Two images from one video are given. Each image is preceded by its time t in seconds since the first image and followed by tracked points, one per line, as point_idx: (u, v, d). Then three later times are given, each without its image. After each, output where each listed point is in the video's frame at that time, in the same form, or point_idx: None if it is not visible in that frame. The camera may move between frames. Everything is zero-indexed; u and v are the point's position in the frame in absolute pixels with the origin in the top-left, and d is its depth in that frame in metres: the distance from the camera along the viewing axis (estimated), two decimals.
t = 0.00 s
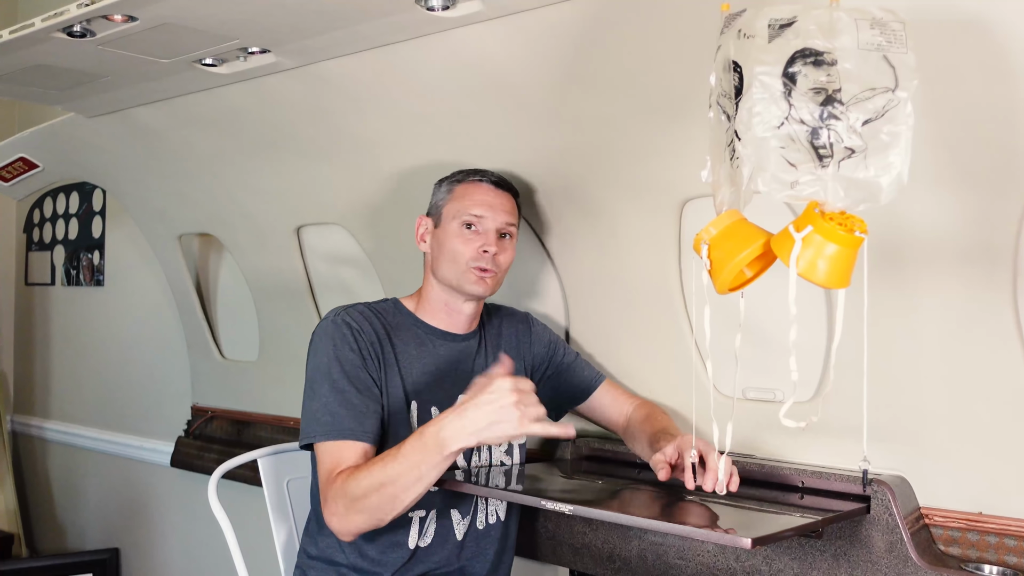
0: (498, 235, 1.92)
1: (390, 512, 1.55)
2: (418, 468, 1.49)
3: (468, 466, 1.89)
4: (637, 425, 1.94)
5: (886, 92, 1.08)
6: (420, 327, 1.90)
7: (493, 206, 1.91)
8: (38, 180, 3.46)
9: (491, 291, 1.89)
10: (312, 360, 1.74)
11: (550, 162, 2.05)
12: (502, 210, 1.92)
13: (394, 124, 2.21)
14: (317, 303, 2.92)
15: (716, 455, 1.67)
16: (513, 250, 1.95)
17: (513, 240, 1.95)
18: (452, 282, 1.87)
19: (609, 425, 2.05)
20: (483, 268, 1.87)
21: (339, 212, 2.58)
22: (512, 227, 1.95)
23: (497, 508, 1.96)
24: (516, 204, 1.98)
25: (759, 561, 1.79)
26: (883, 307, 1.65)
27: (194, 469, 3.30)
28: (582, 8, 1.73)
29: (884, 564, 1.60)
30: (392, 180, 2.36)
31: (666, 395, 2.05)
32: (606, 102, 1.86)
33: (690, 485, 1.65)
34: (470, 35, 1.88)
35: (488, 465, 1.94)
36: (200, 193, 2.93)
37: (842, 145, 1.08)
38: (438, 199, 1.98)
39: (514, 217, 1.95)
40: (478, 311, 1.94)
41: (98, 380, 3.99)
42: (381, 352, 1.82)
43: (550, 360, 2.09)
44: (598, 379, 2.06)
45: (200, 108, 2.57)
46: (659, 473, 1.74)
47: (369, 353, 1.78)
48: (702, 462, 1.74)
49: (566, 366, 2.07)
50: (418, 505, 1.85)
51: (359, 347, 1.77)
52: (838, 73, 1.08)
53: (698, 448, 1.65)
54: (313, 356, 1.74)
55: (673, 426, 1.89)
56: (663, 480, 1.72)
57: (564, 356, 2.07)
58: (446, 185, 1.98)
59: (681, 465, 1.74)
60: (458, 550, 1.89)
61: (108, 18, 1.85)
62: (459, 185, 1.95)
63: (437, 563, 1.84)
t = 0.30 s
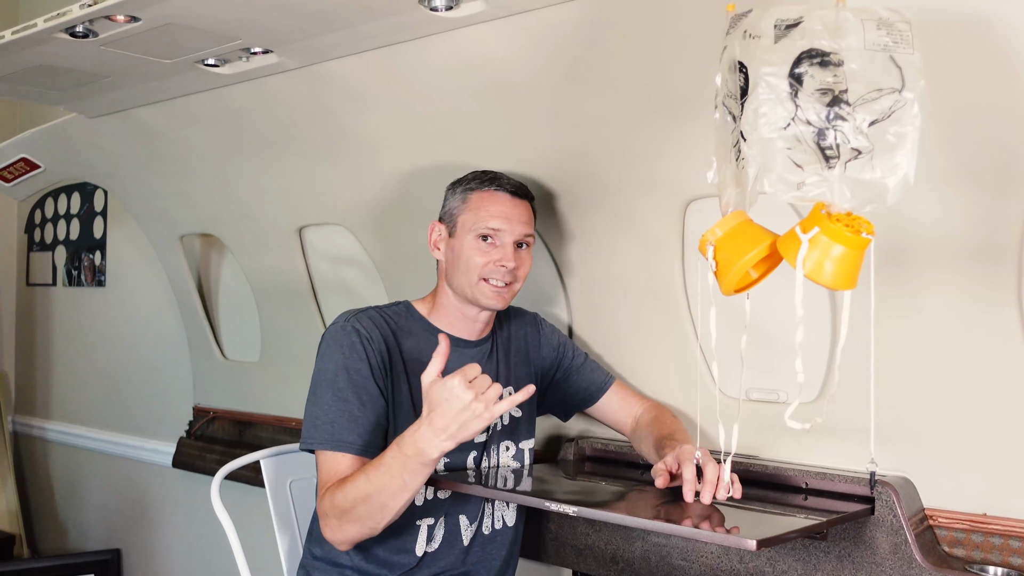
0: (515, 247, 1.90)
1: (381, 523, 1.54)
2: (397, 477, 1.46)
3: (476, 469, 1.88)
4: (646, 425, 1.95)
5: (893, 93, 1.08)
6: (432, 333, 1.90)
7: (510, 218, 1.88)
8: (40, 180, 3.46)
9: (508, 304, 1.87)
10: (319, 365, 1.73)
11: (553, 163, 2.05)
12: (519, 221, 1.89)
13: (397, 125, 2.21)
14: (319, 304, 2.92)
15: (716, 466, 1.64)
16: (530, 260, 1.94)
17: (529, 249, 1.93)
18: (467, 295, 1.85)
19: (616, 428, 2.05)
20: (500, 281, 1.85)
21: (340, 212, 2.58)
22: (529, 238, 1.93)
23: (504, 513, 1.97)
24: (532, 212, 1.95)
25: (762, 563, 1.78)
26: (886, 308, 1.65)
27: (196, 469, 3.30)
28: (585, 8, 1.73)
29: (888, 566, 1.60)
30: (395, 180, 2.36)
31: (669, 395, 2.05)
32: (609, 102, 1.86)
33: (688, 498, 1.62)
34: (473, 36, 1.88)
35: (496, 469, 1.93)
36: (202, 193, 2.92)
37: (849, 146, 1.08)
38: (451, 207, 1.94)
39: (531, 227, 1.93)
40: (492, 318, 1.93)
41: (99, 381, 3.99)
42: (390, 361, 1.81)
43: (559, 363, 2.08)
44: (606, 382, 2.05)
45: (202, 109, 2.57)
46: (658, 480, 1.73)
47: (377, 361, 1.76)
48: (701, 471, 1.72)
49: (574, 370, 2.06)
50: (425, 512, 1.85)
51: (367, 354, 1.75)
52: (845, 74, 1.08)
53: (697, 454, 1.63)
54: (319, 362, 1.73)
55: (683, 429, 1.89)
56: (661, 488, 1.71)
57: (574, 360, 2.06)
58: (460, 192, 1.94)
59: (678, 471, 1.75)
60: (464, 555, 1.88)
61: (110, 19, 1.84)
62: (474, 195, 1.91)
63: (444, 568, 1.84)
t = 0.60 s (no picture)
0: (515, 248, 1.89)
1: (395, 536, 1.58)
2: (436, 494, 1.54)
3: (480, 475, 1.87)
4: (648, 429, 1.95)
5: (890, 97, 1.07)
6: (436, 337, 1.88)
7: (509, 218, 1.88)
8: (40, 181, 3.46)
9: (509, 305, 1.87)
10: (325, 369, 1.72)
11: (553, 165, 2.05)
12: (518, 222, 1.88)
13: (397, 126, 2.21)
14: (319, 305, 2.92)
15: (713, 481, 1.61)
16: (532, 261, 1.93)
17: (531, 250, 1.92)
18: (467, 297, 1.85)
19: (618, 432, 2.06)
20: (501, 283, 1.85)
21: (340, 213, 2.58)
22: (531, 238, 1.92)
23: (504, 516, 1.96)
24: (533, 212, 1.94)
25: (760, 565, 1.78)
26: (884, 311, 1.65)
27: (195, 471, 3.30)
28: (585, 10, 1.73)
29: (886, 568, 1.60)
30: (395, 182, 2.36)
31: (669, 397, 2.05)
32: (608, 104, 1.86)
33: (688, 511, 1.57)
34: (473, 37, 1.88)
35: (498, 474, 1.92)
36: (201, 194, 2.92)
37: (847, 150, 1.08)
38: (452, 208, 1.94)
39: (532, 227, 1.92)
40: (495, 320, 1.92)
41: (99, 382, 3.99)
42: (396, 366, 1.79)
43: (562, 366, 2.07)
44: (609, 386, 2.06)
45: (202, 110, 2.57)
46: (652, 497, 1.65)
47: (384, 365, 1.76)
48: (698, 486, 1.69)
49: (577, 373, 2.06)
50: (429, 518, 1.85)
51: (374, 359, 1.75)
52: (843, 79, 1.08)
53: (699, 461, 1.61)
54: (326, 367, 1.73)
55: (683, 436, 1.89)
56: (656, 505, 1.63)
57: (577, 363, 2.06)
58: (461, 193, 1.93)
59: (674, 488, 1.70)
60: (463, 560, 1.88)
61: (110, 21, 1.84)
62: (473, 195, 1.91)
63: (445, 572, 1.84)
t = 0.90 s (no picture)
0: (521, 250, 1.89)
1: (398, 547, 1.63)
2: (442, 516, 1.58)
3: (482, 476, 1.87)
4: (648, 429, 1.95)
5: (887, 98, 1.07)
6: (441, 338, 1.88)
7: (516, 220, 1.87)
8: (39, 182, 3.46)
9: (514, 308, 1.87)
10: (329, 372, 1.73)
11: (554, 165, 2.05)
12: (524, 224, 1.88)
13: (397, 126, 2.21)
14: (318, 305, 2.92)
15: (710, 484, 1.61)
16: (537, 263, 1.93)
17: (536, 252, 1.92)
18: (473, 300, 1.84)
19: (618, 433, 2.06)
20: (506, 286, 1.85)
21: (340, 213, 2.58)
22: (536, 240, 1.92)
23: (503, 516, 1.96)
24: (540, 214, 1.94)
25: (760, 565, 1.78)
26: (884, 311, 1.65)
27: (195, 471, 3.30)
28: (584, 10, 1.73)
29: (885, 568, 1.60)
30: (394, 182, 2.36)
31: (668, 397, 2.05)
32: (608, 104, 1.86)
33: (685, 514, 1.56)
34: (472, 38, 1.88)
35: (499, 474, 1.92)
36: (201, 194, 2.92)
37: (844, 150, 1.08)
38: (458, 209, 1.94)
39: (538, 229, 1.91)
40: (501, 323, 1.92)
41: (99, 381, 3.98)
42: (401, 368, 1.79)
43: (565, 366, 2.07)
44: (610, 388, 2.06)
45: (201, 110, 2.57)
46: (651, 502, 1.64)
47: (389, 369, 1.76)
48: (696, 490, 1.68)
49: (580, 374, 2.06)
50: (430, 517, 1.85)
51: (379, 363, 1.75)
52: (840, 79, 1.08)
53: (696, 464, 1.62)
54: (330, 371, 1.73)
55: (683, 437, 1.89)
56: (654, 508, 1.62)
57: (580, 363, 2.06)
58: (466, 194, 1.93)
59: (672, 492, 1.69)
60: (462, 559, 1.88)
61: (108, 21, 1.84)
62: (479, 196, 1.90)
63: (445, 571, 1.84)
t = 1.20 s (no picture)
0: (526, 245, 1.90)
1: (399, 538, 1.56)
2: (440, 496, 1.51)
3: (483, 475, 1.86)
4: (651, 428, 1.95)
5: (894, 96, 1.07)
6: (445, 336, 1.87)
7: (521, 215, 1.89)
8: (40, 182, 3.45)
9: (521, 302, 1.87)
10: (332, 370, 1.72)
11: (556, 164, 2.04)
12: (529, 219, 1.90)
13: (398, 126, 2.20)
14: (319, 305, 2.91)
15: (715, 483, 1.62)
16: (541, 258, 1.95)
17: (540, 248, 1.94)
18: (480, 295, 1.84)
19: (620, 432, 2.05)
20: (513, 280, 1.85)
21: (341, 213, 2.57)
22: (539, 236, 1.93)
23: (506, 514, 1.96)
24: (541, 211, 1.96)
25: (764, 565, 1.78)
26: (889, 311, 1.64)
27: (196, 471, 3.29)
28: (586, 9, 1.72)
29: (890, 569, 1.60)
30: (396, 181, 2.35)
31: (671, 397, 2.05)
32: (610, 103, 1.85)
33: (690, 511, 1.56)
34: (474, 37, 1.87)
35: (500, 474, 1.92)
36: (202, 194, 2.92)
37: (850, 149, 1.08)
38: (460, 207, 1.94)
39: (541, 225, 1.93)
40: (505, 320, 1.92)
41: (100, 382, 3.98)
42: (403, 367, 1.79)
43: (567, 365, 2.07)
44: (612, 387, 2.05)
45: (202, 110, 2.56)
46: (654, 500, 1.64)
47: (391, 367, 1.76)
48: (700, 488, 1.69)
49: (582, 373, 2.05)
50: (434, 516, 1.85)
51: (381, 361, 1.74)
52: (846, 77, 1.08)
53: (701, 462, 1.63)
54: (331, 369, 1.72)
55: (686, 436, 1.89)
56: (658, 506, 1.62)
57: (582, 362, 2.05)
58: (468, 193, 1.94)
59: (676, 490, 1.69)
60: (464, 558, 1.88)
61: (110, 20, 1.84)
62: (482, 194, 1.92)
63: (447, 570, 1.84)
